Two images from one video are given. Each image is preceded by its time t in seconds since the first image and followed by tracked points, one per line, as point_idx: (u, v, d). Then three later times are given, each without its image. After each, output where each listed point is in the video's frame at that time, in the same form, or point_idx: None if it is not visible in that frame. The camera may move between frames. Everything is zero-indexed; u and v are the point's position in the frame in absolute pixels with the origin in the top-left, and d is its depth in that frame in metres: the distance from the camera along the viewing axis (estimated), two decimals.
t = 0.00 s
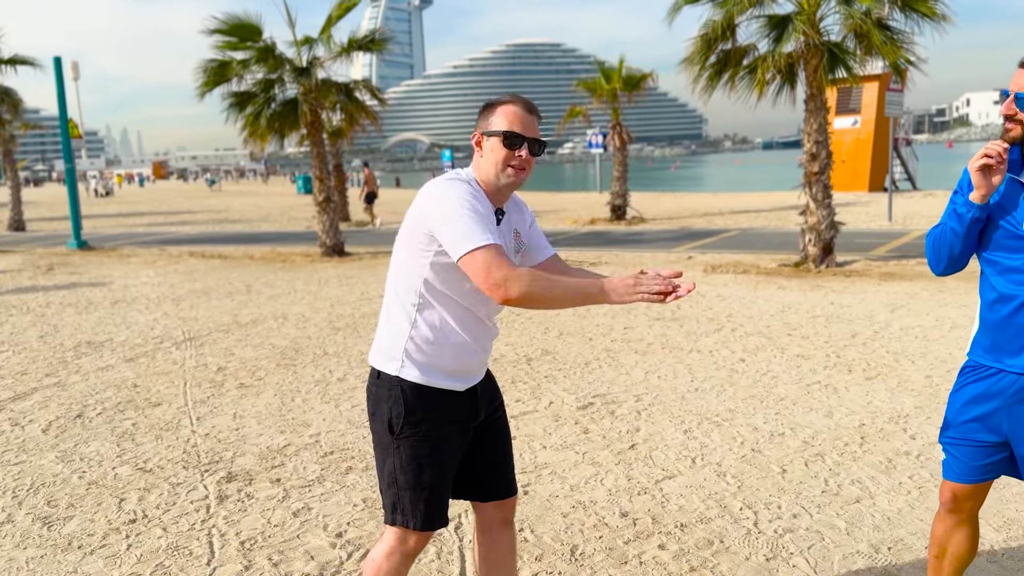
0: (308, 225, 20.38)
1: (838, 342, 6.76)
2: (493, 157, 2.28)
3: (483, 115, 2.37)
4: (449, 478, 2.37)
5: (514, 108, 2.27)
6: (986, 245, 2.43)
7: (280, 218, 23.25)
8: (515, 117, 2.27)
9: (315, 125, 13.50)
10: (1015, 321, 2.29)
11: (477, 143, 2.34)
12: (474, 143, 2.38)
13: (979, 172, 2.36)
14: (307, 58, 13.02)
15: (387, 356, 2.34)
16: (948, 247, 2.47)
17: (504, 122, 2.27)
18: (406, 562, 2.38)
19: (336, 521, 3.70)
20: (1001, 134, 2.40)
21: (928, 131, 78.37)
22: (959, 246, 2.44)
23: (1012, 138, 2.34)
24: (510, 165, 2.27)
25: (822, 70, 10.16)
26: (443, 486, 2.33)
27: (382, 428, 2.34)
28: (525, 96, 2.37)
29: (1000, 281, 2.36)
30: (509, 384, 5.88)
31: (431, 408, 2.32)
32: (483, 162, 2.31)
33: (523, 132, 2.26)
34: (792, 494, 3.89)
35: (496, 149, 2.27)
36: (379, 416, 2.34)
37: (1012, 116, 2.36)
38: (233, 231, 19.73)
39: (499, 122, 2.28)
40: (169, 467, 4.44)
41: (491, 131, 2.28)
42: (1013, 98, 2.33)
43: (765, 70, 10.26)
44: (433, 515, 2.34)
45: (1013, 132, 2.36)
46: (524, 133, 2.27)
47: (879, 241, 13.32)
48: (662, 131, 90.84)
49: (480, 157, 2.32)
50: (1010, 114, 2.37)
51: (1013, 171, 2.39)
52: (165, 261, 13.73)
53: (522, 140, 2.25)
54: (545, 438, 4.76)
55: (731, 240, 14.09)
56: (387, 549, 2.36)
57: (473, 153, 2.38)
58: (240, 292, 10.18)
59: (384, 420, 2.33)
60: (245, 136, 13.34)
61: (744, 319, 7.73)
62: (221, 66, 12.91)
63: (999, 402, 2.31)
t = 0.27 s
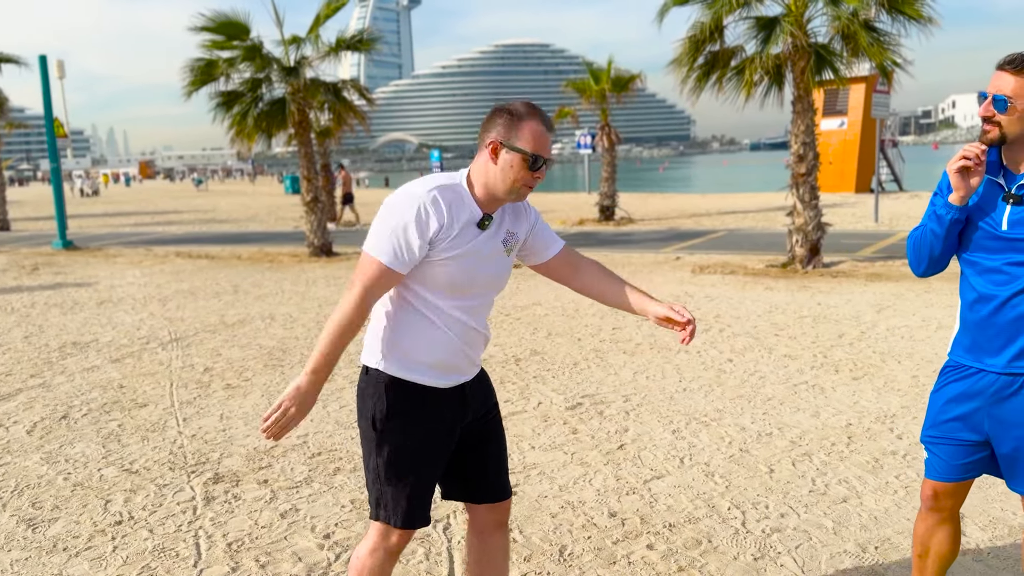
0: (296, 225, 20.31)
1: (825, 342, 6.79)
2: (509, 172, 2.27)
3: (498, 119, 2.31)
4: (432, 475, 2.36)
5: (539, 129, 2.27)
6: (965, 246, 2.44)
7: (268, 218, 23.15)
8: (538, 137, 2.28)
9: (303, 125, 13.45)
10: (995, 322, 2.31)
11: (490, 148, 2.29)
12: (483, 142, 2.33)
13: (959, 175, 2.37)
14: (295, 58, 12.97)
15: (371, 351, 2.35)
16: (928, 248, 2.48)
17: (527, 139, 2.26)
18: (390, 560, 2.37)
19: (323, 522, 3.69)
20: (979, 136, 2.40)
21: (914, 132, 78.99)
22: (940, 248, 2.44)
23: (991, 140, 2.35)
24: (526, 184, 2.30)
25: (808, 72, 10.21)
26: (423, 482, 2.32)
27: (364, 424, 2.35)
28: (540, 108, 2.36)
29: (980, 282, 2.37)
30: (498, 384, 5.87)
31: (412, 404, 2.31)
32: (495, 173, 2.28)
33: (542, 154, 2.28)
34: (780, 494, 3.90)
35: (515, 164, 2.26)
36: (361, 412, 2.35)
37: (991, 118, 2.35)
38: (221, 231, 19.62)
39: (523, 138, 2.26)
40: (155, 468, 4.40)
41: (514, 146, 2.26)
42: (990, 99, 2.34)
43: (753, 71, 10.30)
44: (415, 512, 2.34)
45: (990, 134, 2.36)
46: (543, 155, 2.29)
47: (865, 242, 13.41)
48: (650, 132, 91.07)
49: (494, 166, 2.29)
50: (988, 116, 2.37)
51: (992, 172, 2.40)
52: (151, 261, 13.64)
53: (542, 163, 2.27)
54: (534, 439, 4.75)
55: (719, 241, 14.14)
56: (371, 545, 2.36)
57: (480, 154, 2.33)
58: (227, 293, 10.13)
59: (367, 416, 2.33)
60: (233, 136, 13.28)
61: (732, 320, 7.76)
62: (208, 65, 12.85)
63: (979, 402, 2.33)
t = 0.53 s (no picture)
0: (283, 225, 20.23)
1: (812, 343, 6.83)
2: (515, 197, 2.32)
3: (514, 137, 2.32)
4: (409, 472, 2.36)
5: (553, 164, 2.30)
6: (947, 248, 2.45)
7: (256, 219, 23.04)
8: (549, 169, 2.32)
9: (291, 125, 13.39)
10: (975, 322, 2.33)
11: (502, 166, 2.31)
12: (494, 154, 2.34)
13: (939, 176, 2.38)
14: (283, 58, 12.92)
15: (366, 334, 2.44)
16: (910, 249, 2.49)
17: (539, 171, 2.31)
18: (372, 557, 2.38)
19: (311, 524, 3.67)
20: (959, 138, 2.43)
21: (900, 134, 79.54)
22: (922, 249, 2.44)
23: (971, 142, 2.37)
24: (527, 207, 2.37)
25: (796, 74, 10.27)
26: (397, 477, 2.33)
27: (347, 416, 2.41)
28: (555, 130, 2.36)
29: (962, 282, 2.39)
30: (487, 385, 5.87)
31: (387, 400, 2.32)
32: (502, 194, 2.32)
33: (549, 185, 2.34)
34: (767, 494, 3.92)
35: (522, 191, 2.31)
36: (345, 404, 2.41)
37: (971, 120, 2.38)
38: (208, 231, 19.51)
39: (536, 169, 2.31)
40: (142, 469, 4.37)
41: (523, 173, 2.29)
42: (970, 102, 2.37)
43: (741, 73, 10.35)
44: (389, 508, 2.35)
45: (970, 136, 2.39)
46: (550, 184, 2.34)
47: (851, 243, 13.49)
48: (638, 133, 91.30)
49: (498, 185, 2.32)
50: (969, 118, 2.39)
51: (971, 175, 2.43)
52: (137, 261, 13.54)
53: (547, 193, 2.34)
54: (522, 439, 4.75)
55: (707, 242, 14.19)
56: (352, 540, 2.40)
57: (488, 165, 2.35)
58: (214, 293, 10.07)
59: (349, 408, 2.40)
60: (220, 135, 13.21)
61: (720, 320, 7.78)
62: (195, 65, 12.77)
63: (960, 402, 2.35)
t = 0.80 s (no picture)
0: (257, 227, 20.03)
1: (785, 346, 6.89)
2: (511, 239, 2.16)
3: (501, 180, 2.37)
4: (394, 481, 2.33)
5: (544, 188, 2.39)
6: (913, 253, 2.47)
7: (228, 220, 22.79)
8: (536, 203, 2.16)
9: (264, 125, 13.26)
10: (942, 325, 2.36)
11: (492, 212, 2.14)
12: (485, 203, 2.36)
13: (907, 181, 2.39)
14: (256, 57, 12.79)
15: (335, 342, 2.29)
16: (877, 254, 2.49)
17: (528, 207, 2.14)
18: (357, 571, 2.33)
19: (284, 528, 3.63)
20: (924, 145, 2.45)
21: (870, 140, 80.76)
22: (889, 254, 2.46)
23: (936, 148, 2.39)
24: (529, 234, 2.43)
25: (769, 79, 10.37)
26: (387, 489, 2.29)
27: (324, 432, 2.31)
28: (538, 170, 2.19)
29: (928, 287, 2.41)
30: (461, 388, 5.84)
31: (372, 411, 2.27)
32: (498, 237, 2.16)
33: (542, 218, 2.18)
34: (741, 496, 3.94)
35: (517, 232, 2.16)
36: (321, 420, 2.31)
37: (936, 127, 2.41)
38: (180, 231, 19.27)
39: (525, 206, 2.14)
40: (111, 473, 4.29)
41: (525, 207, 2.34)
42: (935, 108, 2.40)
43: (715, 78, 10.44)
44: (379, 520, 2.30)
45: (936, 142, 2.41)
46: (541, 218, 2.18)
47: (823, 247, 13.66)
48: (613, 136, 91.77)
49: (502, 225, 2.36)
50: (933, 125, 2.42)
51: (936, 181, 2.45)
52: (107, 262, 13.33)
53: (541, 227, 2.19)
54: (497, 442, 4.74)
55: (681, 245, 14.29)
56: (336, 556, 2.33)
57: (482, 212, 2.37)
58: (185, 295, 9.94)
59: (326, 423, 2.30)
60: (192, 135, 13.05)
61: (694, 323, 7.83)
62: (167, 64, 12.61)
63: (926, 405, 2.39)
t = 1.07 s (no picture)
0: (246, 228, 19.96)
1: (774, 348, 6.92)
2: (485, 184, 2.23)
3: (447, 142, 2.25)
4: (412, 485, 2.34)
5: (492, 131, 2.22)
6: (900, 257, 2.48)
7: (218, 221, 22.69)
8: (488, 139, 2.22)
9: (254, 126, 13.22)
10: (929, 328, 2.38)
11: (455, 172, 2.23)
12: (442, 172, 2.25)
13: (894, 184, 2.40)
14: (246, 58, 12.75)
15: (356, 366, 2.24)
16: (865, 257, 2.49)
17: (483, 147, 2.21)
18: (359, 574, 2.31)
19: (273, 530, 3.62)
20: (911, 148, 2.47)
21: (858, 143, 81.25)
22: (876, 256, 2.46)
23: (922, 151, 2.41)
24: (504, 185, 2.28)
25: (759, 82, 10.42)
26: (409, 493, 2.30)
27: (347, 440, 2.25)
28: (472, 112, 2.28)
29: (915, 290, 2.43)
30: (452, 389, 5.84)
31: (400, 417, 2.28)
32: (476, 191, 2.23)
33: (502, 149, 2.24)
34: (730, 497, 3.96)
35: (486, 174, 2.22)
36: (343, 427, 2.26)
37: (922, 130, 2.43)
38: (169, 232, 19.18)
39: (479, 146, 2.21)
40: (99, 475, 4.27)
41: (478, 159, 2.21)
42: (922, 111, 2.42)
43: (705, 81, 10.48)
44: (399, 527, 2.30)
45: (922, 145, 2.44)
46: (501, 150, 2.25)
47: (812, 249, 13.74)
48: (604, 139, 91.94)
49: (469, 188, 2.24)
50: (920, 127, 2.44)
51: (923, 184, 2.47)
52: (95, 263, 13.26)
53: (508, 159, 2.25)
54: (488, 444, 4.74)
55: (671, 248, 14.33)
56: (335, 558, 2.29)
57: (444, 183, 2.26)
58: (174, 296, 9.89)
59: (348, 432, 2.25)
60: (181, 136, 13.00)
61: (684, 325, 7.86)
62: (157, 64, 12.56)
63: (915, 407, 2.40)
